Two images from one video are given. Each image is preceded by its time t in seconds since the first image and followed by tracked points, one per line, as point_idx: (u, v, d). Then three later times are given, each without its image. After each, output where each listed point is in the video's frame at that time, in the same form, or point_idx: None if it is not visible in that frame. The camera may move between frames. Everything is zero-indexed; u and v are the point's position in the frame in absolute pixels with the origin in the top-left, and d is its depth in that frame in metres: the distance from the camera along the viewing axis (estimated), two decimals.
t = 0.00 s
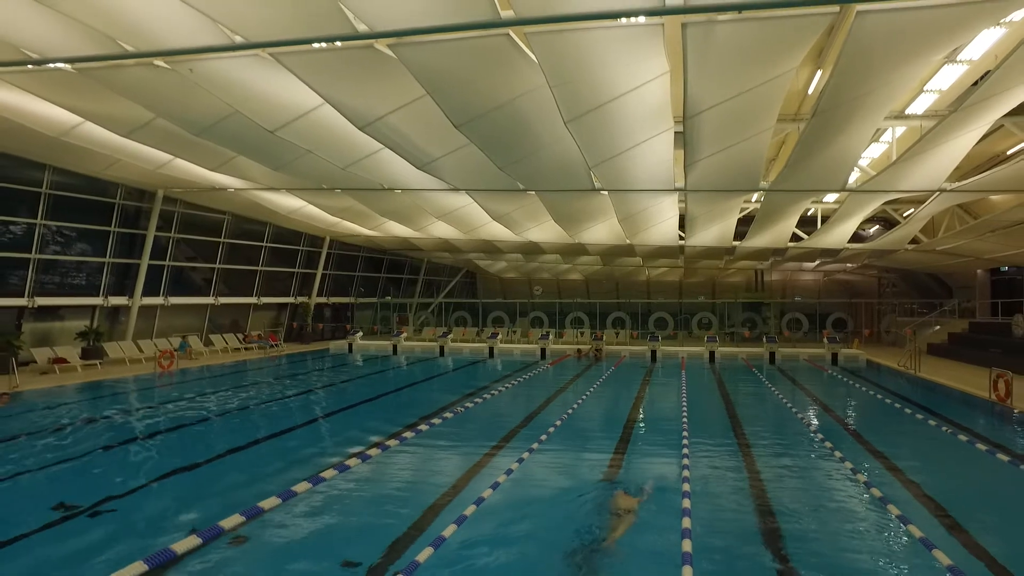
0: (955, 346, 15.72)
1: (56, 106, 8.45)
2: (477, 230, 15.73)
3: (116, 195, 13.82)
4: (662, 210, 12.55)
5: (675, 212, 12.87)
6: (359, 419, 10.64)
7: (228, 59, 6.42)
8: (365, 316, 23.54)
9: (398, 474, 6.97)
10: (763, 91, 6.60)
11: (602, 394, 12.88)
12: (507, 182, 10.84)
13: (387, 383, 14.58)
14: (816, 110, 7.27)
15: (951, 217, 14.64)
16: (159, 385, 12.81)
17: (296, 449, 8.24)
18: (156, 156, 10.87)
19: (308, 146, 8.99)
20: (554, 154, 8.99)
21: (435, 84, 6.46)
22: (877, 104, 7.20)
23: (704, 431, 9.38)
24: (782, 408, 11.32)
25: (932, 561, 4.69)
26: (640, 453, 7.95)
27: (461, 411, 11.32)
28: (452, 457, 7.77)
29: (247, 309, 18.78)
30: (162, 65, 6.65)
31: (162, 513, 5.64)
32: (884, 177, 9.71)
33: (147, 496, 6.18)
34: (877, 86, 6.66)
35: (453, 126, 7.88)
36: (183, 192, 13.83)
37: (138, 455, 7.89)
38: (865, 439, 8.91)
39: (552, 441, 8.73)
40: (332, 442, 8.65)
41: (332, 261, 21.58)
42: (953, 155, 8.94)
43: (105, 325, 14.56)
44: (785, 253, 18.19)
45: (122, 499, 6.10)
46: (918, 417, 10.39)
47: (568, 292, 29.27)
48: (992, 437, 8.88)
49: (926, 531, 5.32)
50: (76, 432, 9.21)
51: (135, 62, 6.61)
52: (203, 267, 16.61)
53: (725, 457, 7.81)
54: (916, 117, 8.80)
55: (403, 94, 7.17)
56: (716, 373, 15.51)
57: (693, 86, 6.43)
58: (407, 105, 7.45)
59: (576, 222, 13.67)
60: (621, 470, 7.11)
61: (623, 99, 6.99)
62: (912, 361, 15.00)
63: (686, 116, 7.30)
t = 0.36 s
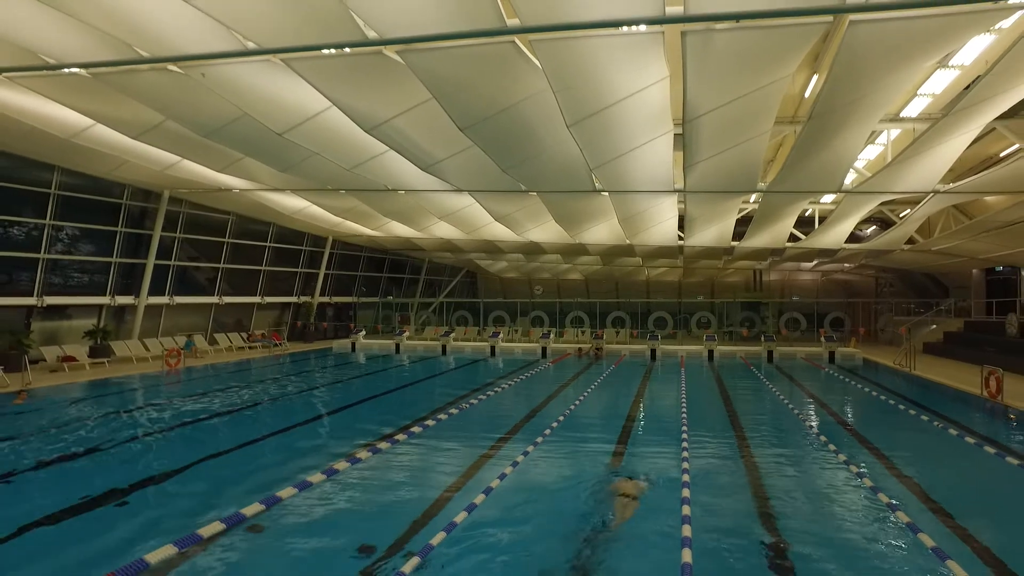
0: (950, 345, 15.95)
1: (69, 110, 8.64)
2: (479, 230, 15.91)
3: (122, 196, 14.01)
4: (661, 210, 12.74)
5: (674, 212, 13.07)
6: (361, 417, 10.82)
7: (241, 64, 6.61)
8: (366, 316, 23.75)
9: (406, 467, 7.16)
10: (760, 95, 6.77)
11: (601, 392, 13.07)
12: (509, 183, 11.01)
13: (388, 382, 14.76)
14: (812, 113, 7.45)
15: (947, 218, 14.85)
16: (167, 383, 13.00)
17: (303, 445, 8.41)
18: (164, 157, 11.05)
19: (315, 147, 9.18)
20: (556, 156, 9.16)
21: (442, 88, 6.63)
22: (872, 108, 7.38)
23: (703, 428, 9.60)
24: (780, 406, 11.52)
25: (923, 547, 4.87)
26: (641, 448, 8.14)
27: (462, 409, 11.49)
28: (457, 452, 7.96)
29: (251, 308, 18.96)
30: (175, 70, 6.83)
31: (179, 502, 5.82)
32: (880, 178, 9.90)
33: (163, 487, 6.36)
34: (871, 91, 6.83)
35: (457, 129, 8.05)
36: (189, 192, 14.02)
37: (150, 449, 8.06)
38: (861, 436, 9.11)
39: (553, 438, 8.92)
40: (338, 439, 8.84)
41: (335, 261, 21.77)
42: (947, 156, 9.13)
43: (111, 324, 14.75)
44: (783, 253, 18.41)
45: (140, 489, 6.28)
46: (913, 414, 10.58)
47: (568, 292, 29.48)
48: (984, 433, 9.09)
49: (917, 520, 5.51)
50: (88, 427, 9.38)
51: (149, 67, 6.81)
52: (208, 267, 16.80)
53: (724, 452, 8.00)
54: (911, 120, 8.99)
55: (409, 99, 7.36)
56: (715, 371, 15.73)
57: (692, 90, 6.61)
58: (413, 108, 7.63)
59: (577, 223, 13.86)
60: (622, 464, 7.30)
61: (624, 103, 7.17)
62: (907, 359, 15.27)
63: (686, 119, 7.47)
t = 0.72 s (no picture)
0: (946, 345, 16.18)
1: (82, 113, 8.82)
2: (481, 231, 16.08)
3: (129, 197, 14.20)
4: (661, 211, 12.93)
5: (674, 213, 13.26)
6: (365, 415, 11.00)
7: (253, 70, 6.80)
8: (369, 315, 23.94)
9: (413, 461, 7.35)
10: (758, 100, 6.95)
11: (602, 391, 13.27)
12: (512, 185, 11.19)
13: (391, 381, 14.95)
14: (809, 117, 7.62)
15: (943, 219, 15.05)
16: (173, 381, 13.18)
17: (310, 441, 8.59)
18: (172, 159, 11.23)
19: (322, 150, 9.36)
20: (558, 159, 9.34)
21: (448, 93, 6.80)
22: (867, 112, 7.55)
23: (702, 425, 9.79)
24: (777, 404, 11.73)
25: (913, 535, 5.05)
26: (642, 444, 8.33)
27: (464, 408, 11.68)
28: (462, 447, 8.14)
29: (254, 308, 19.14)
30: (188, 76, 7.02)
31: (195, 494, 6.00)
32: (876, 180, 10.10)
33: (179, 480, 6.54)
34: (866, 96, 7.01)
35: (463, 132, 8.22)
36: (194, 194, 14.20)
37: (162, 444, 8.24)
38: (857, 432, 9.31)
39: (556, 434, 9.11)
40: (345, 435, 9.02)
41: (338, 261, 21.95)
42: (942, 159, 9.32)
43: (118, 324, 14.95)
44: (781, 254, 18.61)
45: (157, 481, 6.46)
46: (909, 411, 10.78)
47: (568, 292, 29.67)
48: (977, 429, 9.29)
49: (909, 511, 5.69)
50: (99, 423, 9.56)
51: (162, 72, 6.99)
52: (213, 267, 16.98)
53: (723, 447, 8.19)
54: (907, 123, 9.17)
55: (416, 103, 7.54)
56: (714, 370, 15.95)
57: (692, 95, 6.78)
58: (419, 112, 7.81)
59: (578, 224, 14.04)
60: (624, 458, 7.48)
61: (626, 107, 7.34)
62: (902, 358, 15.51)
63: (687, 123, 7.64)
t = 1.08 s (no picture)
0: (941, 344, 16.41)
1: (93, 117, 8.99)
2: (483, 232, 16.23)
3: (136, 198, 14.38)
4: (660, 213, 13.12)
5: (674, 215, 13.45)
6: (369, 414, 11.19)
7: (264, 77, 7.00)
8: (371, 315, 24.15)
9: (416, 457, 7.52)
10: (755, 107, 7.13)
11: (603, 390, 13.48)
12: (514, 187, 11.38)
13: (394, 380, 15.16)
14: (805, 122, 7.81)
15: (938, 220, 15.26)
16: (181, 380, 13.39)
17: (317, 437, 8.77)
18: (180, 162, 11.42)
19: (328, 153, 9.55)
20: (560, 162, 9.52)
21: (453, 99, 6.99)
22: (862, 117, 7.74)
23: (701, 423, 9.99)
24: (775, 403, 11.92)
25: (903, 526, 5.26)
26: (642, 441, 8.54)
27: (467, 407, 11.87)
28: (466, 444, 8.33)
29: (258, 308, 19.33)
30: (201, 82, 7.21)
31: (210, 488, 6.18)
32: (872, 183, 10.30)
33: (193, 474, 6.73)
34: (861, 102, 7.19)
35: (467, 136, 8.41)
36: (200, 195, 14.39)
37: (173, 441, 8.43)
38: (855, 431, 9.51)
39: (557, 432, 9.31)
40: (351, 433, 9.19)
41: (340, 261, 22.14)
42: (936, 162, 9.52)
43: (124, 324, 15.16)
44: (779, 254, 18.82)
45: (172, 476, 6.65)
46: (904, 410, 10.99)
47: (568, 292, 29.87)
48: (970, 427, 9.51)
49: (900, 504, 5.89)
50: (110, 420, 9.77)
51: (176, 79, 7.19)
52: (217, 267, 17.17)
53: (721, 444, 8.40)
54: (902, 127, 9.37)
55: (421, 109, 7.72)
56: (713, 369, 16.17)
57: (692, 102, 6.97)
58: (424, 117, 8.00)
59: (579, 225, 14.23)
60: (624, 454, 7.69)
61: (627, 112, 7.52)
62: (898, 358, 15.73)
63: (686, 128, 7.83)
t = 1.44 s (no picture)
0: (937, 345, 16.64)
1: (105, 121, 9.18)
2: (484, 232, 16.33)
3: (143, 200, 14.59)
4: (661, 215, 13.31)
5: (674, 217, 13.64)
6: (374, 413, 11.38)
7: (276, 84, 7.17)
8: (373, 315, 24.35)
9: (423, 454, 7.71)
10: (753, 113, 7.31)
11: (604, 390, 13.68)
12: (517, 190, 11.56)
13: (397, 380, 15.35)
14: (803, 127, 7.99)
15: (935, 222, 15.45)
16: (188, 380, 13.58)
17: (325, 436, 8.96)
18: (187, 165, 11.61)
19: (335, 157, 9.73)
20: (562, 165, 9.70)
21: (459, 106, 7.18)
22: (858, 123, 7.92)
23: (701, 421, 10.18)
24: (774, 403, 12.12)
25: (893, 518, 5.48)
26: (643, 438, 8.73)
27: (470, 407, 12.05)
28: (471, 441, 8.52)
29: (261, 309, 19.53)
30: (213, 89, 7.41)
31: (223, 484, 6.37)
32: (868, 185, 10.50)
33: (206, 471, 6.91)
34: (856, 109, 7.37)
35: (471, 141, 8.59)
36: (206, 197, 14.56)
37: (183, 439, 8.61)
38: (851, 429, 9.71)
39: (560, 430, 9.51)
40: (357, 432, 9.36)
41: (343, 262, 22.32)
42: (931, 165, 9.71)
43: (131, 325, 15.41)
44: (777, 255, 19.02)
45: (185, 473, 6.84)
46: (899, 409, 11.19)
47: (568, 292, 30.06)
48: (963, 426, 9.72)
49: (891, 497, 6.12)
50: (120, 419, 9.96)
51: (188, 85, 7.37)
52: (222, 268, 17.35)
53: (721, 441, 8.59)
54: (897, 131, 9.56)
55: (427, 114, 7.91)
56: (712, 369, 16.38)
57: (692, 108, 7.16)
58: (430, 123, 8.19)
59: (580, 227, 14.42)
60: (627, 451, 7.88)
61: (628, 118, 7.70)
62: (894, 357, 15.95)
63: (686, 133, 8.02)
